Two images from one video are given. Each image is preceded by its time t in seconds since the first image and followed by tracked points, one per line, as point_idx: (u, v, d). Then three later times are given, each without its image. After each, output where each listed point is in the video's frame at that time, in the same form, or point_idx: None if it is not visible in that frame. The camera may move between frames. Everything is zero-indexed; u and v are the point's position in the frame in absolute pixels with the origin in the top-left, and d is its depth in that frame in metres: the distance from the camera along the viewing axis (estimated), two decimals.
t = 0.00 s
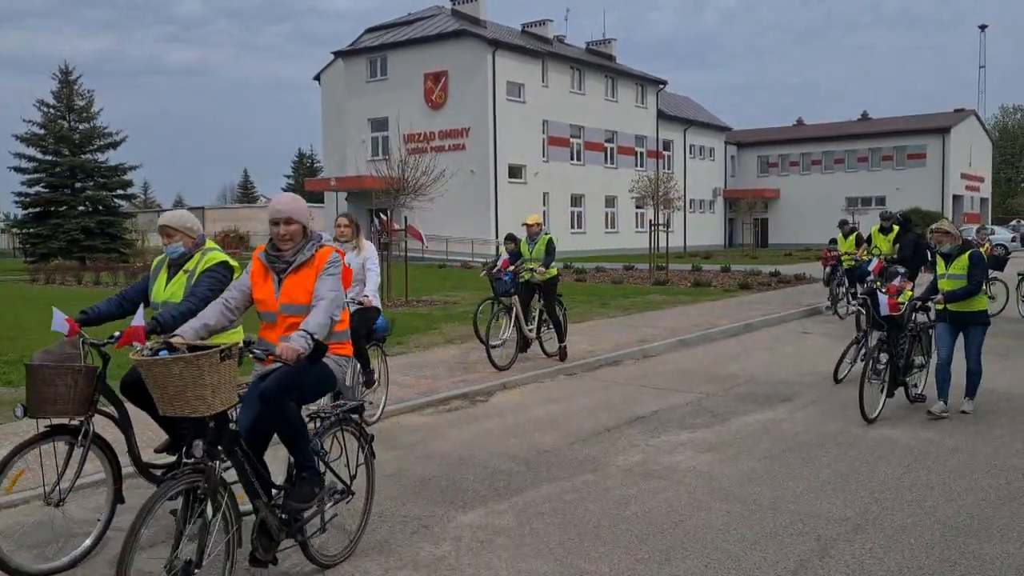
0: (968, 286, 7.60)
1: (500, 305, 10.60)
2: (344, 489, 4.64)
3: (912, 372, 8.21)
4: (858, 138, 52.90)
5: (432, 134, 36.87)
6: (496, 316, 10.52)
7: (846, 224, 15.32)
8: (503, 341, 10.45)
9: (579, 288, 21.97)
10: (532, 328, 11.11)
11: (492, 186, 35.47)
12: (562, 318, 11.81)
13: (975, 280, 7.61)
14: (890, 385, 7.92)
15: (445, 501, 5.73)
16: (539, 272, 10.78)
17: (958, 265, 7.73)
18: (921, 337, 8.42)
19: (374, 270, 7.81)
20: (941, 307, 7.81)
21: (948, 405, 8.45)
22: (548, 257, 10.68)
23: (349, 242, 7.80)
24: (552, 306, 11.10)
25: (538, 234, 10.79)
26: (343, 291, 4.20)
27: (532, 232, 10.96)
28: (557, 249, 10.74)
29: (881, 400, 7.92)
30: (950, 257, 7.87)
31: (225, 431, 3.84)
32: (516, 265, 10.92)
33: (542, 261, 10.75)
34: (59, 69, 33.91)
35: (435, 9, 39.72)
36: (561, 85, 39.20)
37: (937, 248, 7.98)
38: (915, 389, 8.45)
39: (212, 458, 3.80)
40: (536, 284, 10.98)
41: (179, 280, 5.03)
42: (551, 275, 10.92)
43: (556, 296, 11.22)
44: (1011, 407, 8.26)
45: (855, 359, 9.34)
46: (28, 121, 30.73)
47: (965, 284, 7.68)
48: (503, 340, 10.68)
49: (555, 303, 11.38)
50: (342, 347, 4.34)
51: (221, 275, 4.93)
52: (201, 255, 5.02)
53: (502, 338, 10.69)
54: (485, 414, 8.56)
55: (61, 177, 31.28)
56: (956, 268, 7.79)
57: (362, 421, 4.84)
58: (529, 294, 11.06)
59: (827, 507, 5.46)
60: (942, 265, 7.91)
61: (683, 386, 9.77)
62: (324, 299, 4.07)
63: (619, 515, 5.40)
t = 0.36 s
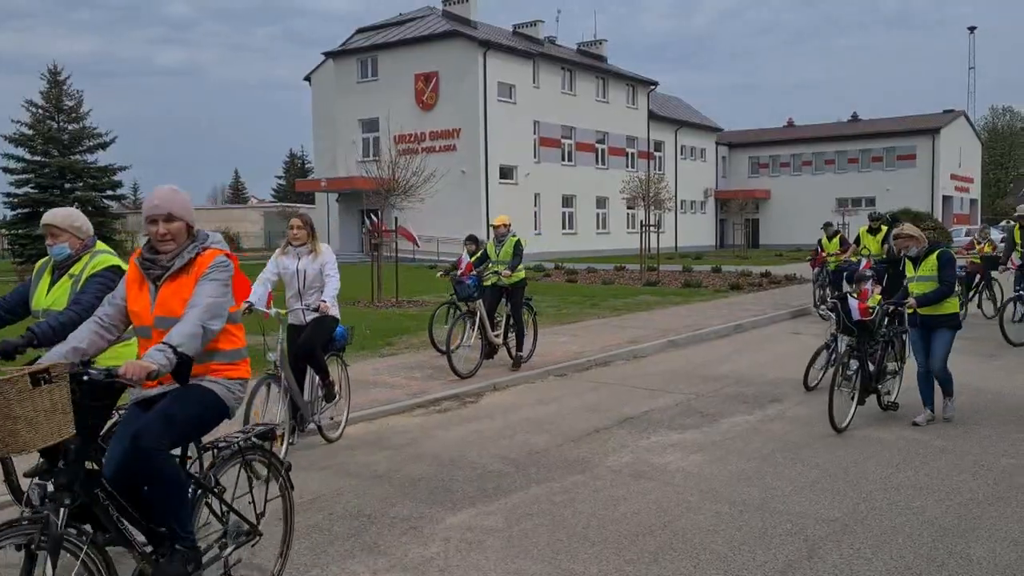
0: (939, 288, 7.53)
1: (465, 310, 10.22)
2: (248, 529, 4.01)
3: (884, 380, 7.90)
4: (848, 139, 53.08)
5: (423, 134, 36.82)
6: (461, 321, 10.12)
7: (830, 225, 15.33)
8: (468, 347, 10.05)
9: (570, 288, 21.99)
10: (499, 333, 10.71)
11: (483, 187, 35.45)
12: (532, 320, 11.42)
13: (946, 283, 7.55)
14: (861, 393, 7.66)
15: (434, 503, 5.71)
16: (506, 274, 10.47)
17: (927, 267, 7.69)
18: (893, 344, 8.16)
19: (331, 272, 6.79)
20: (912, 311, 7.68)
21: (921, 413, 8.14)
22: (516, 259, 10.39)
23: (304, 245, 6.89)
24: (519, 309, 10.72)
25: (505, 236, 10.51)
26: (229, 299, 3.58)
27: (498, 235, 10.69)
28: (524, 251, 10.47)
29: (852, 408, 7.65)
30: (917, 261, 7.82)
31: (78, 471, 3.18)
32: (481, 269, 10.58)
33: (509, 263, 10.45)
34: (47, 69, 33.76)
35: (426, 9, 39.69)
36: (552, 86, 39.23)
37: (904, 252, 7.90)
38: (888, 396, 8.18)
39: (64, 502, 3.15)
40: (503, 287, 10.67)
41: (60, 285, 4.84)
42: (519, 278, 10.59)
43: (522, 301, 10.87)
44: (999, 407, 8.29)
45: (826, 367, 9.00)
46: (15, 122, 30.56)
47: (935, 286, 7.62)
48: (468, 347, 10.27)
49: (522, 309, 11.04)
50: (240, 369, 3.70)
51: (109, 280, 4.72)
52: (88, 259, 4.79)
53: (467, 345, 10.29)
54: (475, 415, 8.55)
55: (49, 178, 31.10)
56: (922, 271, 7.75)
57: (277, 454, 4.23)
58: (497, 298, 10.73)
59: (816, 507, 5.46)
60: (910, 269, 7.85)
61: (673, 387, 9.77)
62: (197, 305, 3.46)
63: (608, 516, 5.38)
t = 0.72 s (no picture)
0: (910, 297, 7.08)
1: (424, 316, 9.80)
2: None
3: (851, 389, 7.51)
4: (837, 141, 53.28)
5: (412, 136, 36.80)
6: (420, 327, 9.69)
7: (811, 229, 15.39)
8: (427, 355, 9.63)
9: (560, 290, 22.01)
10: (460, 341, 10.27)
11: (472, 189, 35.45)
12: (496, 326, 10.98)
13: (918, 291, 7.09)
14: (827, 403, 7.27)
15: (420, 504, 5.72)
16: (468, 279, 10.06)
17: (898, 274, 7.27)
18: (863, 351, 7.71)
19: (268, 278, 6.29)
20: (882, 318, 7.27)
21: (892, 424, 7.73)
22: (477, 263, 10.01)
23: (242, 251, 6.38)
24: (482, 316, 10.29)
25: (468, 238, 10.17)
26: (45, 317, 3.01)
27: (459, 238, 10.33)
28: (487, 254, 10.11)
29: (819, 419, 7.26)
30: (889, 267, 7.39)
31: None
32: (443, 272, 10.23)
33: (470, 267, 10.04)
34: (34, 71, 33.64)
35: (415, 11, 39.70)
36: (542, 88, 39.26)
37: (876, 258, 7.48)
38: (856, 406, 7.83)
39: None
40: (465, 292, 10.26)
41: None
42: (482, 282, 10.19)
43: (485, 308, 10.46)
44: (984, 408, 8.33)
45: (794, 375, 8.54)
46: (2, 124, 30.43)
47: (907, 295, 7.19)
48: (427, 355, 9.82)
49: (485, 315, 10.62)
50: (72, 405, 3.19)
51: None
52: None
53: (427, 353, 9.85)
54: (463, 416, 8.55)
55: (36, 180, 30.96)
56: (894, 278, 7.33)
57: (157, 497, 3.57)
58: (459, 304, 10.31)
59: (801, 507, 5.49)
60: (881, 276, 7.43)
61: (662, 388, 9.79)
62: None
63: (594, 518, 5.39)
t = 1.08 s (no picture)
0: (886, 298, 6.54)
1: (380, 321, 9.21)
2: None
3: (826, 396, 7.18)
4: (832, 141, 53.34)
5: (406, 136, 36.76)
6: (375, 334, 9.11)
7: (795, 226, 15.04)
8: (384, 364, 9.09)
9: (555, 290, 21.99)
10: (423, 347, 9.69)
11: (467, 189, 35.42)
12: (464, 332, 10.40)
13: (895, 291, 6.55)
14: (801, 412, 6.93)
15: (410, 505, 5.70)
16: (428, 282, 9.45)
17: (875, 274, 6.69)
18: (836, 356, 7.32)
19: (200, 288, 5.51)
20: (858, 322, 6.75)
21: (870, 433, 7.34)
22: (437, 264, 9.39)
23: (174, 253, 5.57)
24: (446, 321, 9.69)
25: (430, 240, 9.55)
26: None
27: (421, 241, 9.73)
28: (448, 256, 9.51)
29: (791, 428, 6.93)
30: (865, 266, 6.80)
31: None
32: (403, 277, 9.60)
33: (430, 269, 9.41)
34: (27, 70, 33.53)
35: (410, 10, 39.67)
36: (537, 88, 39.25)
37: (852, 255, 6.88)
38: (831, 414, 7.43)
39: None
40: (428, 297, 9.65)
41: None
42: (445, 286, 9.59)
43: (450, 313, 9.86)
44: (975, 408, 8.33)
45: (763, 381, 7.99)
46: None
47: (882, 296, 6.64)
48: (384, 364, 9.24)
49: (451, 319, 10.03)
50: None
51: None
52: None
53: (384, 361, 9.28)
54: (456, 417, 8.53)
55: (29, 180, 30.82)
56: (871, 278, 6.74)
57: None
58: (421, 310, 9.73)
59: (792, 507, 5.48)
60: (858, 275, 6.85)
61: (656, 388, 9.77)
62: None
63: (584, 519, 5.36)
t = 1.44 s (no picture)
0: (849, 301, 6.23)
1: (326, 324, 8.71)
2: None
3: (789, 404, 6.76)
4: (822, 141, 53.47)
5: (397, 136, 36.69)
6: (319, 338, 8.62)
7: (772, 221, 14.28)
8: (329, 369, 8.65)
9: (544, 290, 21.95)
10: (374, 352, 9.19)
11: (458, 188, 35.37)
12: (423, 336, 10.01)
13: (857, 293, 6.25)
14: (763, 421, 6.52)
15: (396, 505, 5.68)
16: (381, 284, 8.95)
17: (836, 275, 6.37)
18: (799, 361, 6.93)
19: (96, 292, 4.93)
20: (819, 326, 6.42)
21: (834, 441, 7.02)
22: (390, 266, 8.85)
23: (74, 254, 5.08)
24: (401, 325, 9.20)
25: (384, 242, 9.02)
26: None
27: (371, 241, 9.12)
28: (400, 256, 8.92)
29: (752, 439, 6.52)
30: (826, 267, 6.46)
31: None
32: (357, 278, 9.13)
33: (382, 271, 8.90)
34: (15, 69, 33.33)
35: (401, 9, 39.60)
36: (529, 87, 39.23)
37: (810, 257, 6.56)
38: (794, 423, 7.05)
39: None
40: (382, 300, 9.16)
41: None
42: (399, 287, 9.03)
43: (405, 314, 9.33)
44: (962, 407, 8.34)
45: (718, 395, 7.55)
46: None
47: (844, 298, 6.34)
48: (330, 369, 8.78)
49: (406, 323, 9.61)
50: None
51: None
52: None
53: (329, 366, 8.80)
54: (444, 416, 8.50)
55: (17, 179, 30.64)
56: (832, 279, 6.41)
57: None
58: (374, 311, 9.20)
59: (778, 506, 5.48)
60: (817, 277, 6.54)
61: (645, 388, 9.75)
62: None
63: (571, 518, 5.35)
